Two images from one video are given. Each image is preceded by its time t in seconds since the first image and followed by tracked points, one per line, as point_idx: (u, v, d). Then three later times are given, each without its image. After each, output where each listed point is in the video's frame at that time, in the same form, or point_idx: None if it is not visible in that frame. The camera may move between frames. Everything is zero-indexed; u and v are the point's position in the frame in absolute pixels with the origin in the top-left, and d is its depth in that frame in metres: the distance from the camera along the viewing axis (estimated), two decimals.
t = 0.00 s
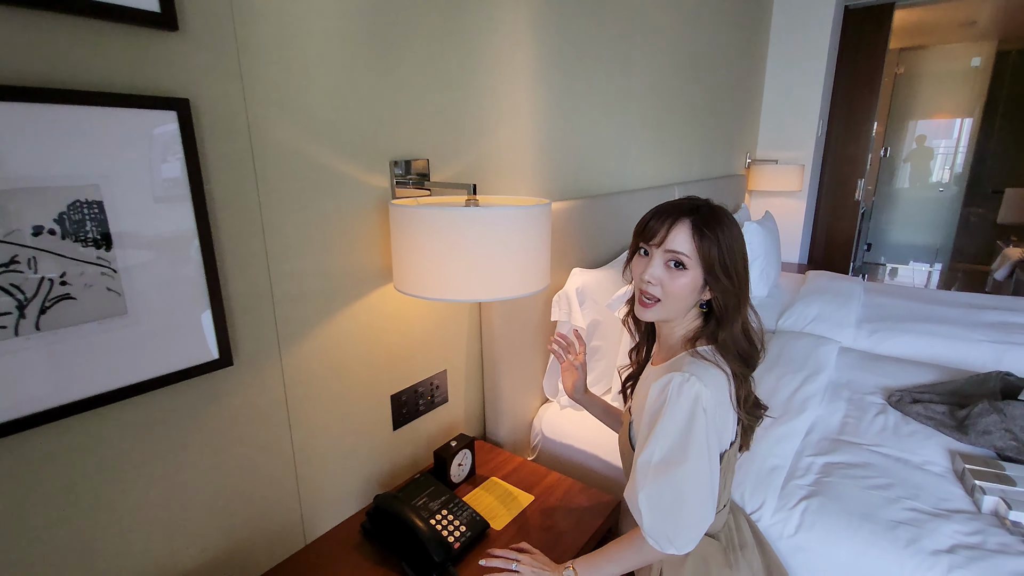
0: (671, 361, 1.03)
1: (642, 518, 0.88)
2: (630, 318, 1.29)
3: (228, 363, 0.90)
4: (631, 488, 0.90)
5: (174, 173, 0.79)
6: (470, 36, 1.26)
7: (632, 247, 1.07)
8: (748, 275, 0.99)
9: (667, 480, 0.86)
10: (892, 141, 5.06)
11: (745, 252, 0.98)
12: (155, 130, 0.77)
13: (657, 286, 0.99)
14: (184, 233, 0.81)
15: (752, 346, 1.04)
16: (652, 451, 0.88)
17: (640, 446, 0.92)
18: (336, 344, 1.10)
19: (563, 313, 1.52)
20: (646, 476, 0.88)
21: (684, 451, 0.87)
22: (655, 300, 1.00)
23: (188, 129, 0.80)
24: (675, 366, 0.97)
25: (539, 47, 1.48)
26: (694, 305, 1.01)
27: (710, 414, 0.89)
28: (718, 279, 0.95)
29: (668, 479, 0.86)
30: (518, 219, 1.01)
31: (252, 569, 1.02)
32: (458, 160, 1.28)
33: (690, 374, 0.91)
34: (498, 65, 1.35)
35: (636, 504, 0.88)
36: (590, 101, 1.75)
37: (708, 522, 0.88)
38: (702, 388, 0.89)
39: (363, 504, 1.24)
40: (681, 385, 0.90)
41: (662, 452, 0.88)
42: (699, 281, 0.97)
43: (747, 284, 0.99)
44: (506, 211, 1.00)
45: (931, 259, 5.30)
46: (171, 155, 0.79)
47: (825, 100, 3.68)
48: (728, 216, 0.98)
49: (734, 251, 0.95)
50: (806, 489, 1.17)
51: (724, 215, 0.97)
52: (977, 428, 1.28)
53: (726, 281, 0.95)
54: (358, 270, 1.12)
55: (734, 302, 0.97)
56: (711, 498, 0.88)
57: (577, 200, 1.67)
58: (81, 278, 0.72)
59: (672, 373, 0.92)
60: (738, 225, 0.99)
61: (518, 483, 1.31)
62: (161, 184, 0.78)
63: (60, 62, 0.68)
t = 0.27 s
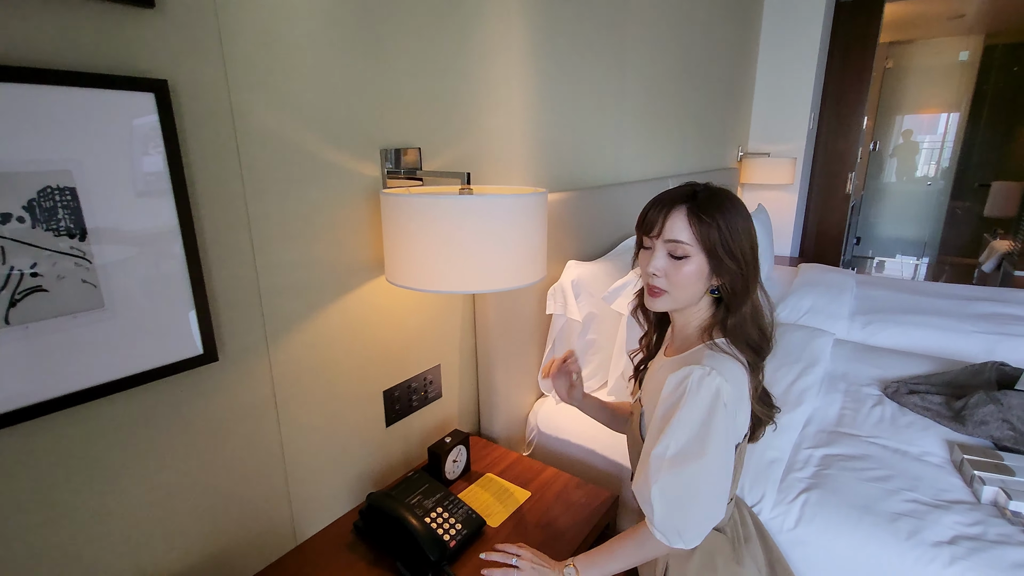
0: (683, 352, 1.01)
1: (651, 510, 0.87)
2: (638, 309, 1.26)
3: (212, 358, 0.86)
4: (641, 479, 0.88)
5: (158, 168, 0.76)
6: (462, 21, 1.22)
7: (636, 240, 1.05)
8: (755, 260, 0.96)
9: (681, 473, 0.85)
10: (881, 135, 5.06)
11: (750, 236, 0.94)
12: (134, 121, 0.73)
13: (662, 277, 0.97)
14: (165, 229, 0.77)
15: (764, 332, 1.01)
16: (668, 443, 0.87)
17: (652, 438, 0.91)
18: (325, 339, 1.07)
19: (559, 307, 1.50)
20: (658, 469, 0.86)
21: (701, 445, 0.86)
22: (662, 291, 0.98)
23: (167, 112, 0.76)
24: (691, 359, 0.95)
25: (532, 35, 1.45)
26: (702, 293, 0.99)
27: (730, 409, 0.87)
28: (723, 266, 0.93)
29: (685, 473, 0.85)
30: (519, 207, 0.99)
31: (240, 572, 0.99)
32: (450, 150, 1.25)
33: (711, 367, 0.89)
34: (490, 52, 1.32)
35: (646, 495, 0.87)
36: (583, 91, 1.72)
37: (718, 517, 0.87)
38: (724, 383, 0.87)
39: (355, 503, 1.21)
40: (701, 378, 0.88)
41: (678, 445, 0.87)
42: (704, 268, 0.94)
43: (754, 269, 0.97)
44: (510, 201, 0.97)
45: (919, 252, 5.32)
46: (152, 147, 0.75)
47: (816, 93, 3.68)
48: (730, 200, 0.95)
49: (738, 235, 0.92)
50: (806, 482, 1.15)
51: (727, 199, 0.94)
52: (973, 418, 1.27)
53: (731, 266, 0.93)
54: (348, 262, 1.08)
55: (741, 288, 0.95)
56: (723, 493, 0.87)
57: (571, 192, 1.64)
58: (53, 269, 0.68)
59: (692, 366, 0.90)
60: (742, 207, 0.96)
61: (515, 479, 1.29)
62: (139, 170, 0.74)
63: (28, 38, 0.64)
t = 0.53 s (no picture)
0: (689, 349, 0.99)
1: (666, 520, 0.84)
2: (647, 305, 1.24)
3: (197, 355, 0.83)
4: (653, 491, 0.85)
5: (140, 162, 0.73)
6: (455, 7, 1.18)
7: (651, 228, 1.03)
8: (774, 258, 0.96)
9: (695, 480, 0.83)
10: (870, 130, 5.04)
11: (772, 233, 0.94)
12: (114, 113, 0.69)
13: (681, 270, 0.94)
14: (146, 221, 0.74)
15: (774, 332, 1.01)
16: (679, 452, 0.84)
17: (659, 445, 0.88)
18: (316, 334, 1.03)
19: (555, 301, 1.47)
20: (672, 478, 0.84)
21: (713, 449, 0.84)
22: (679, 283, 0.96)
23: (146, 96, 0.72)
24: (695, 360, 0.93)
25: (527, 22, 1.41)
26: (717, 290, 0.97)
27: (740, 411, 0.86)
28: (746, 261, 0.92)
29: (699, 480, 0.83)
30: (518, 198, 0.96)
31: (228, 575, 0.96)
32: (444, 139, 1.22)
33: (718, 369, 0.87)
34: (484, 39, 1.28)
35: (661, 507, 0.84)
36: (579, 82, 1.69)
37: (731, 518, 0.87)
38: (732, 385, 0.86)
39: (348, 502, 1.18)
40: (710, 381, 0.86)
41: (689, 452, 0.84)
42: (726, 263, 0.93)
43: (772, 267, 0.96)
44: (510, 194, 0.95)
45: (908, 247, 5.32)
46: (134, 141, 0.72)
47: (809, 87, 3.67)
48: (756, 195, 0.94)
49: (762, 231, 0.91)
50: (806, 476, 1.14)
51: (752, 194, 0.93)
52: (972, 412, 1.26)
53: (754, 263, 0.92)
54: (339, 255, 1.05)
55: (761, 286, 0.94)
56: (734, 493, 0.87)
57: (567, 184, 1.61)
58: (24, 261, 0.64)
59: (698, 369, 0.88)
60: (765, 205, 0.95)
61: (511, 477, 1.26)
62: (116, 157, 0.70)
63: None
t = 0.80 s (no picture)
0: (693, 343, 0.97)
1: (657, 512, 0.82)
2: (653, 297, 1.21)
3: (184, 350, 0.79)
4: (644, 482, 0.83)
5: (125, 155, 0.69)
6: None
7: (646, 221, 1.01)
8: (761, 250, 0.87)
9: (690, 472, 0.81)
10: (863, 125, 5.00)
11: (754, 223, 0.85)
12: (97, 104, 0.66)
13: (656, 267, 0.93)
14: (128, 209, 0.70)
15: (777, 325, 0.94)
16: (675, 443, 0.82)
17: (653, 436, 0.85)
18: (309, 328, 1.00)
19: (554, 295, 1.45)
20: (667, 470, 0.81)
21: (709, 441, 0.83)
22: (659, 282, 0.94)
23: (127, 76, 0.68)
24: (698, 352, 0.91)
25: (523, 8, 1.37)
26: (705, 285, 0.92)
27: (737, 404, 0.84)
28: (714, 259, 0.86)
29: (689, 469, 0.81)
30: (517, 185, 0.94)
31: None
32: (439, 128, 1.18)
33: (718, 360, 0.85)
34: (480, 25, 1.25)
35: (653, 498, 0.82)
36: (575, 72, 1.66)
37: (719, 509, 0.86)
38: (731, 376, 0.84)
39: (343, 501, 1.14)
40: (709, 372, 0.84)
41: (685, 444, 0.82)
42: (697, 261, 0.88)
43: (761, 259, 0.88)
44: (509, 182, 0.92)
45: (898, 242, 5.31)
46: (119, 134, 0.68)
47: (804, 81, 3.66)
48: (736, 183, 0.85)
49: (733, 225, 0.84)
50: (810, 470, 1.12)
51: (729, 183, 0.85)
52: (974, 404, 1.26)
53: (728, 258, 0.86)
54: (332, 246, 1.01)
55: (741, 282, 0.88)
56: (724, 485, 0.86)
57: (564, 175, 1.58)
58: None
59: (697, 360, 0.85)
60: (753, 189, 0.85)
61: (509, 473, 1.24)
62: (94, 141, 0.66)
63: None
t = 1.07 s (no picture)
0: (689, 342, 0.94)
1: (672, 521, 0.80)
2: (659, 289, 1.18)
3: (175, 344, 0.76)
4: (656, 491, 0.81)
5: (114, 149, 0.66)
6: None
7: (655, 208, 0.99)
8: (732, 250, 0.81)
9: (702, 478, 0.80)
10: (858, 120, 4.93)
11: (722, 220, 0.80)
12: (81, 96, 0.63)
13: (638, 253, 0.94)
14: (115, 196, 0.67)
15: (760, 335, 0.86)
16: (684, 451, 0.80)
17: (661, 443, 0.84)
18: (304, 322, 0.97)
19: (554, 288, 1.42)
20: (679, 479, 0.79)
21: (718, 445, 0.81)
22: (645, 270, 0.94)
23: (112, 55, 0.64)
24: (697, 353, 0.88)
25: None
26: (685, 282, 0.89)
27: (744, 405, 0.82)
28: (677, 252, 0.84)
29: (700, 477, 0.79)
30: (516, 175, 0.90)
31: None
32: (437, 116, 1.15)
33: (720, 361, 0.83)
34: (478, 11, 1.22)
35: (666, 507, 0.80)
36: (574, 62, 1.63)
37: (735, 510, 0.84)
38: (735, 375, 0.82)
39: (340, 499, 1.12)
40: (712, 375, 0.81)
41: (694, 450, 0.80)
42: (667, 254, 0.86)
43: (733, 260, 0.82)
44: (509, 172, 0.89)
45: (892, 238, 5.25)
46: (105, 127, 0.65)
47: (801, 75, 3.64)
48: (705, 175, 0.81)
49: (694, 219, 0.80)
50: (815, 466, 1.11)
51: (701, 174, 0.81)
52: (978, 398, 1.25)
53: (694, 255, 0.82)
54: (328, 237, 0.98)
55: (708, 281, 0.83)
56: (739, 485, 0.84)
57: (564, 167, 1.56)
58: None
59: (699, 362, 0.83)
60: (729, 183, 0.80)
61: (510, 470, 1.22)
62: (77, 124, 0.63)
63: None
